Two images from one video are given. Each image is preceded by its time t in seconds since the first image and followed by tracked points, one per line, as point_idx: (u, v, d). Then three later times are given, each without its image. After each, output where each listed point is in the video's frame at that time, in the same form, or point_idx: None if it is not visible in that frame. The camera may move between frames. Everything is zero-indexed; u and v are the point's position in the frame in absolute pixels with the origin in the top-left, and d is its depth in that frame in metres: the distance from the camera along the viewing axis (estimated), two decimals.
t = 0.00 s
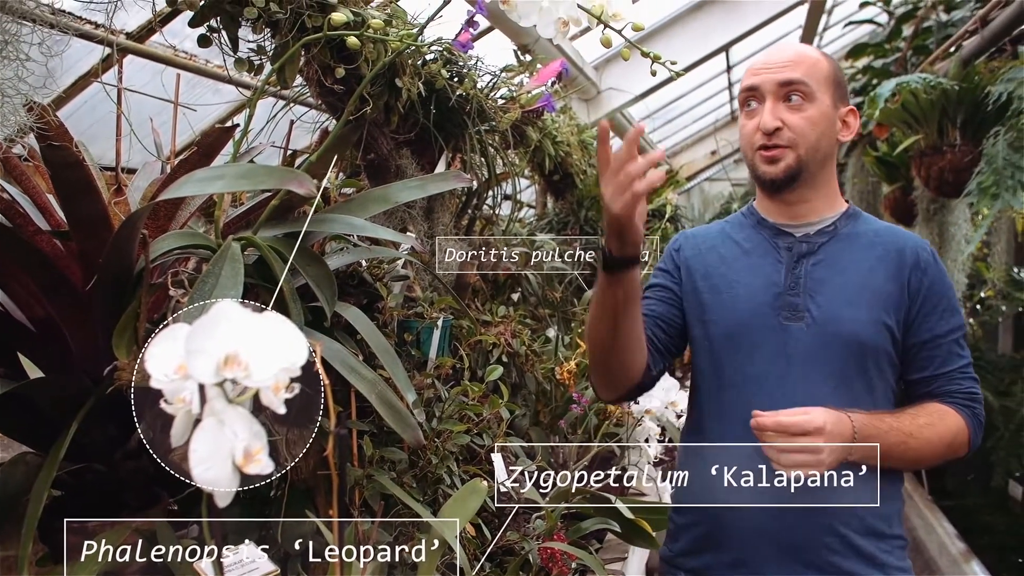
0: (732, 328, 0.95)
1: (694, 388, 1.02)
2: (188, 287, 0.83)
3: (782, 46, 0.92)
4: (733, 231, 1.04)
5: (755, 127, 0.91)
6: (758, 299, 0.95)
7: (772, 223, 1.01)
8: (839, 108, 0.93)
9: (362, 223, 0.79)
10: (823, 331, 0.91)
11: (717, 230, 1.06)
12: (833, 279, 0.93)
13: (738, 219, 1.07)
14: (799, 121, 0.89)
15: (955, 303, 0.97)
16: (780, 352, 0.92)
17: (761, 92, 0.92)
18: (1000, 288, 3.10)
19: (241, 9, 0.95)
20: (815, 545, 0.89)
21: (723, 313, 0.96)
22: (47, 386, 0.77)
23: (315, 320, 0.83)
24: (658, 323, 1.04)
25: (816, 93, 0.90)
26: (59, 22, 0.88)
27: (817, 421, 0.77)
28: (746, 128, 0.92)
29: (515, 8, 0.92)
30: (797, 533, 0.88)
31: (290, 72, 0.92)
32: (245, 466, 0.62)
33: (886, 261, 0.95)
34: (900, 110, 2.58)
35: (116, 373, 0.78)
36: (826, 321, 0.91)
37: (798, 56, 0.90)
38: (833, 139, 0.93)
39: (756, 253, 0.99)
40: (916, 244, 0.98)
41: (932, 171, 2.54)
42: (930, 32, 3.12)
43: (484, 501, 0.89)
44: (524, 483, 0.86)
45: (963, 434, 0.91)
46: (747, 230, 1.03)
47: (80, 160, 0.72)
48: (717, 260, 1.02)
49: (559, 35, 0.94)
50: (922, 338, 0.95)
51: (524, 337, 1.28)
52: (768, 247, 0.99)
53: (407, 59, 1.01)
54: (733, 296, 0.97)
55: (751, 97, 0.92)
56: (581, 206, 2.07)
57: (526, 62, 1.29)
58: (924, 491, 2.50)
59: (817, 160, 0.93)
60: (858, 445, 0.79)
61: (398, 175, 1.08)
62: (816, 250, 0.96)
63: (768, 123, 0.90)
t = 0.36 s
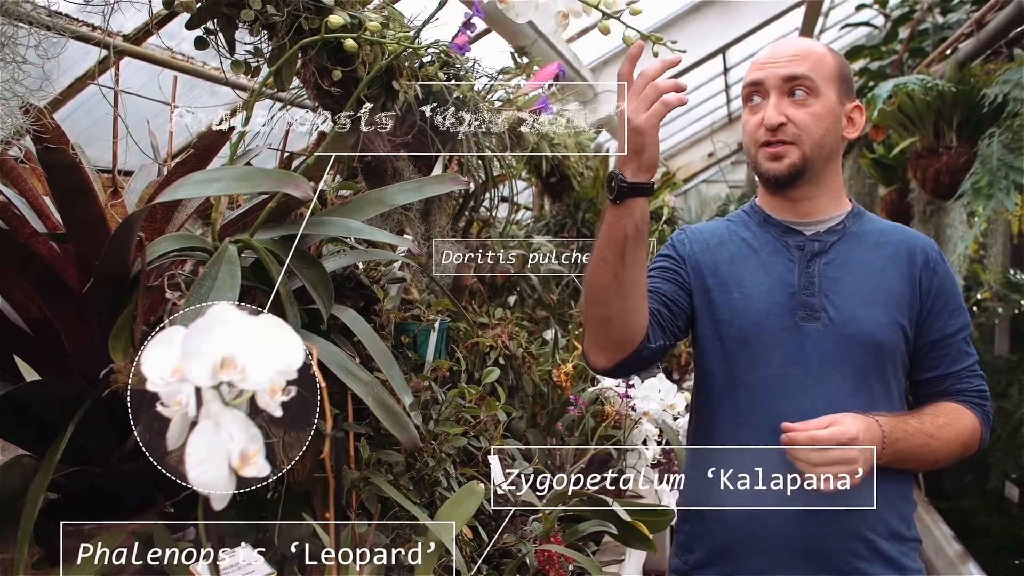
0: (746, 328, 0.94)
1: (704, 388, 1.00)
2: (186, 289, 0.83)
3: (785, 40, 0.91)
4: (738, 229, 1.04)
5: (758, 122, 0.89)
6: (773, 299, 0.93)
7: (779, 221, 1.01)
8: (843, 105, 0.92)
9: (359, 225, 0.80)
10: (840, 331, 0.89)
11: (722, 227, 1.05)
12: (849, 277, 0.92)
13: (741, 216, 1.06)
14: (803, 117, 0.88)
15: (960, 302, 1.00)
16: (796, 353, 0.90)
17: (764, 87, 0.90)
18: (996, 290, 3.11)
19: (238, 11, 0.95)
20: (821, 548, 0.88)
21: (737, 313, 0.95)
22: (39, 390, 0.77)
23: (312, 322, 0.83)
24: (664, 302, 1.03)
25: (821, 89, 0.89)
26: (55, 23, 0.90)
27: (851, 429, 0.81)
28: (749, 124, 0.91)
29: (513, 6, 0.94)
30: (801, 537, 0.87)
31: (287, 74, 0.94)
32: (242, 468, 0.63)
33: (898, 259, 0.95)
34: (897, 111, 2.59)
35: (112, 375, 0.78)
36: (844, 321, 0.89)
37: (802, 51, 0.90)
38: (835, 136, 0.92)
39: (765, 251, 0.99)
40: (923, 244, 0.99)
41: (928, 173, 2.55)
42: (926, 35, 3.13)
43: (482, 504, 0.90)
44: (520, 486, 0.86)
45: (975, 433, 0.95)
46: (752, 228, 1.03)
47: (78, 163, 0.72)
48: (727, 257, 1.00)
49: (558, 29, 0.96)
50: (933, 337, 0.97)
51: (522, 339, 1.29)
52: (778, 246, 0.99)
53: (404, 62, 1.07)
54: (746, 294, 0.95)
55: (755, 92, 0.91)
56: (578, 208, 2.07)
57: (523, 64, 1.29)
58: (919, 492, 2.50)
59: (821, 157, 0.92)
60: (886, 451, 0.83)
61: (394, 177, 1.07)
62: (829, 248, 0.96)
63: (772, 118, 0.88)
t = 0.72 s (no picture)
0: (742, 329, 0.93)
1: (701, 390, 0.98)
2: (183, 292, 0.83)
3: (792, 38, 0.89)
4: (735, 229, 1.04)
5: (765, 126, 0.88)
6: (770, 300, 0.92)
7: (776, 220, 1.01)
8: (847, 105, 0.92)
9: (357, 227, 0.80)
10: (837, 333, 0.88)
11: (719, 228, 1.06)
12: (846, 279, 0.91)
13: (738, 216, 1.07)
14: (811, 121, 0.87)
15: (957, 304, 1.00)
16: (793, 355, 0.89)
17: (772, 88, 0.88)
18: (993, 293, 3.11)
19: (235, 14, 0.96)
20: (818, 551, 0.88)
21: (733, 314, 0.94)
22: (36, 392, 0.76)
23: (309, 324, 0.83)
24: (656, 302, 1.04)
25: (829, 90, 0.87)
26: (53, 27, 0.90)
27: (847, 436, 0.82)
28: (756, 126, 0.89)
29: (511, 13, 0.94)
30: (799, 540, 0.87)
31: (286, 75, 0.97)
32: (240, 471, 0.63)
33: (895, 260, 0.95)
34: (893, 114, 2.60)
35: (110, 378, 0.77)
36: (840, 323, 0.89)
37: (810, 52, 0.88)
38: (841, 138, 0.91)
39: (762, 252, 0.99)
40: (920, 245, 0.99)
41: (925, 175, 2.56)
42: (923, 38, 3.13)
43: (480, 506, 0.91)
44: (518, 489, 0.86)
45: (970, 435, 0.95)
46: (748, 228, 1.03)
47: (76, 165, 0.72)
48: (724, 257, 1.00)
49: (556, 41, 0.96)
50: (931, 338, 0.97)
51: (519, 341, 1.29)
52: (775, 248, 0.98)
53: (402, 65, 1.05)
54: (741, 296, 0.95)
55: (762, 93, 0.89)
56: (576, 210, 2.08)
57: (521, 66, 1.29)
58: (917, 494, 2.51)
59: (826, 160, 0.91)
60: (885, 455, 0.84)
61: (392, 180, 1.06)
62: (826, 249, 0.95)
63: (780, 122, 0.87)
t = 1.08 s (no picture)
0: (729, 333, 0.92)
1: (691, 392, 0.98)
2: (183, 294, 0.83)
3: (796, 37, 0.88)
4: (726, 228, 1.01)
5: (773, 125, 0.87)
6: (758, 303, 0.91)
7: (768, 221, 0.98)
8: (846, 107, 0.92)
9: (355, 228, 0.80)
10: (824, 337, 0.88)
11: (709, 226, 1.02)
12: (834, 281, 0.90)
13: (730, 215, 1.03)
14: (820, 122, 0.86)
15: (952, 301, 0.97)
16: (780, 359, 0.89)
17: (779, 88, 0.88)
18: (992, 294, 3.12)
19: (235, 15, 0.97)
20: (816, 552, 0.88)
21: (721, 318, 0.93)
22: (34, 393, 0.76)
23: (308, 325, 0.83)
24: (645, 310, 1.02)
25: (835, 92, 0.87)
26: (55, 27, 0.91)
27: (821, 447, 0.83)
28: (763, 126, 0.88)
29: (511, 15, 0.96)
30: (798, 540, 0.87)
31: (286, 78, 0.97)
32: (238, 473, 0.63)
33: (886, 261, 0.92)
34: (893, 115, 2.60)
35: (108, 379, 0.77)
36: (827, 326, 0.88)
37: (815, 52, 0.87)
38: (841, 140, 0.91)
39: (752, 253, 0.96)
40: (914, 242, 0.96)
41: (925, 176, 2.56)
42: (921, 39, 3.14)
43: (480, 507, 0.91)
44: (516, 491, 0.85)
45: (962, 435, 0.93)
46: (741, 228, 1.00)
47: (74, 165, 0.72)
48: (713, 258, 0.98)
49: (553, 43, 0.97)
50: (922, 339, 0.94)
51: (518, 343, 1.29)
52: (764, 249, 0.96)
53: (401, 66, 1.06)
54: (728, 299, 0.93)
55: (768, 93, 0.88)
56: (575, 212, 2.08)
57: (520, 68, 1.29)
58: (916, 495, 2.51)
59: (831, 163, 0.91)
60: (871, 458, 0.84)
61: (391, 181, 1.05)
62: (814, 250, 0.93)
63: (791, 122, 0.86)
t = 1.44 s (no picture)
0: (717, 339, 0.91)
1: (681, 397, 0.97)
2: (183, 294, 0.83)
3: (797, 40, 0.88)
4: (712, 233, 0.99)
5: (767, 131, 0.88)
6: (746, 309, 0.90)
7: (754, 225, 0.95)
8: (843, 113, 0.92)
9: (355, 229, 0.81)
10: (813, 342, 0.87)
11: (694, 232, 1.00)
12: (823, 286, 0.89)
13: (717, 218, 1.00)
14: (815, 128, 0.87)
15: (943, 301, 0.94)
16: (769, 363, 0.88)
17: (776, 93, 0.88)
18: (992, 295, 3.12)
19: (235, 16, 0.98)
20: (814, 552, 0.88)
21: (709, 324, 0.92)
22: (34, 394, 0.76)
23: (308, 327, 0.83)
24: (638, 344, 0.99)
25: (832, 99, 0.88)
26: (51, 28, 0.91)
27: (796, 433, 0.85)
28: (757, 130, 0.89)
29: (510, 15, 0.97)
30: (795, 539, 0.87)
31: (285, 78, 0.96)
32: (238, 474, 0.63)
33: (874, 263, 0.91)
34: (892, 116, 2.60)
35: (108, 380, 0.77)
36: (816, 330, 0.87)
37: (815, 57, 0.87)
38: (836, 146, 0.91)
39: (740, 259, 0.95)
40: (903, 243, 0.94)
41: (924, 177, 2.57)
42: (921, 39, 3.14)
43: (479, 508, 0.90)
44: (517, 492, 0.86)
45: (947, 433, 0.91)
46: (727, 234, 0.98)
47: (73, 167, 0.72)
48: (701, 266, 0.96)
49: (552, 41, 0.98)
50: (910, 339, 0.92)
51: (518, 344, 1.29)
52: (751, 255, 0.94)
53: (401, 67, 1.05)
54: (715, 307, 0.92)
55: (765, 97, 0.88)
56: (575, 212, 2.07)
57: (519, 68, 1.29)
58: (917, 495, 2.51)
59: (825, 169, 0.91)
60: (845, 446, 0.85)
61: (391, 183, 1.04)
62: (803, 254, 0.92)
63: (786, 130, 0.87)
